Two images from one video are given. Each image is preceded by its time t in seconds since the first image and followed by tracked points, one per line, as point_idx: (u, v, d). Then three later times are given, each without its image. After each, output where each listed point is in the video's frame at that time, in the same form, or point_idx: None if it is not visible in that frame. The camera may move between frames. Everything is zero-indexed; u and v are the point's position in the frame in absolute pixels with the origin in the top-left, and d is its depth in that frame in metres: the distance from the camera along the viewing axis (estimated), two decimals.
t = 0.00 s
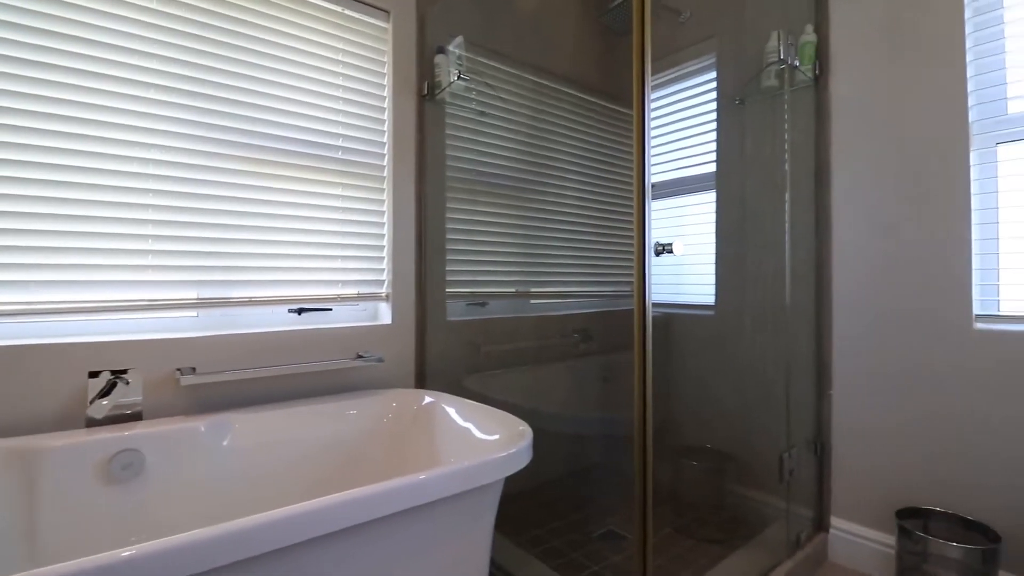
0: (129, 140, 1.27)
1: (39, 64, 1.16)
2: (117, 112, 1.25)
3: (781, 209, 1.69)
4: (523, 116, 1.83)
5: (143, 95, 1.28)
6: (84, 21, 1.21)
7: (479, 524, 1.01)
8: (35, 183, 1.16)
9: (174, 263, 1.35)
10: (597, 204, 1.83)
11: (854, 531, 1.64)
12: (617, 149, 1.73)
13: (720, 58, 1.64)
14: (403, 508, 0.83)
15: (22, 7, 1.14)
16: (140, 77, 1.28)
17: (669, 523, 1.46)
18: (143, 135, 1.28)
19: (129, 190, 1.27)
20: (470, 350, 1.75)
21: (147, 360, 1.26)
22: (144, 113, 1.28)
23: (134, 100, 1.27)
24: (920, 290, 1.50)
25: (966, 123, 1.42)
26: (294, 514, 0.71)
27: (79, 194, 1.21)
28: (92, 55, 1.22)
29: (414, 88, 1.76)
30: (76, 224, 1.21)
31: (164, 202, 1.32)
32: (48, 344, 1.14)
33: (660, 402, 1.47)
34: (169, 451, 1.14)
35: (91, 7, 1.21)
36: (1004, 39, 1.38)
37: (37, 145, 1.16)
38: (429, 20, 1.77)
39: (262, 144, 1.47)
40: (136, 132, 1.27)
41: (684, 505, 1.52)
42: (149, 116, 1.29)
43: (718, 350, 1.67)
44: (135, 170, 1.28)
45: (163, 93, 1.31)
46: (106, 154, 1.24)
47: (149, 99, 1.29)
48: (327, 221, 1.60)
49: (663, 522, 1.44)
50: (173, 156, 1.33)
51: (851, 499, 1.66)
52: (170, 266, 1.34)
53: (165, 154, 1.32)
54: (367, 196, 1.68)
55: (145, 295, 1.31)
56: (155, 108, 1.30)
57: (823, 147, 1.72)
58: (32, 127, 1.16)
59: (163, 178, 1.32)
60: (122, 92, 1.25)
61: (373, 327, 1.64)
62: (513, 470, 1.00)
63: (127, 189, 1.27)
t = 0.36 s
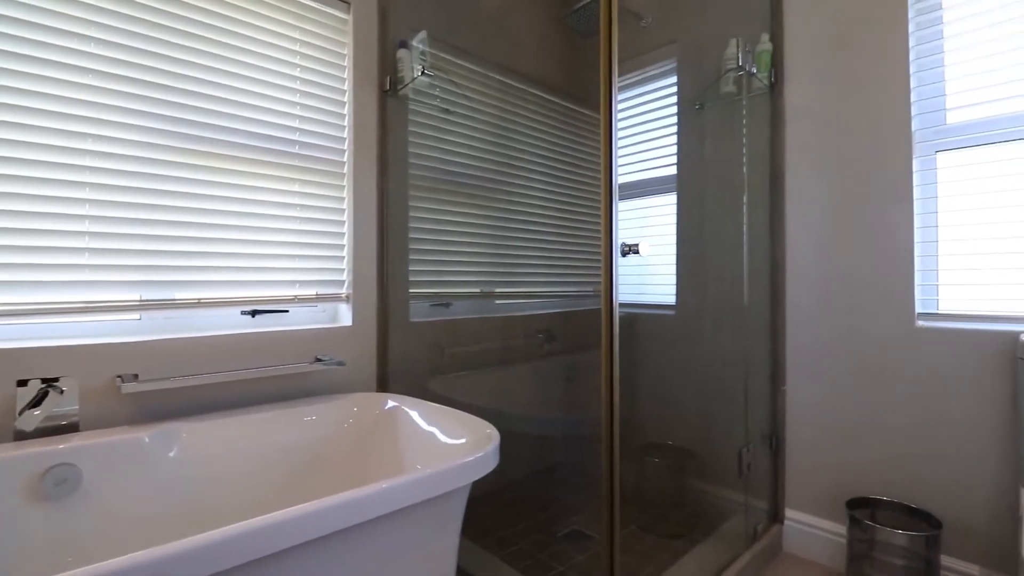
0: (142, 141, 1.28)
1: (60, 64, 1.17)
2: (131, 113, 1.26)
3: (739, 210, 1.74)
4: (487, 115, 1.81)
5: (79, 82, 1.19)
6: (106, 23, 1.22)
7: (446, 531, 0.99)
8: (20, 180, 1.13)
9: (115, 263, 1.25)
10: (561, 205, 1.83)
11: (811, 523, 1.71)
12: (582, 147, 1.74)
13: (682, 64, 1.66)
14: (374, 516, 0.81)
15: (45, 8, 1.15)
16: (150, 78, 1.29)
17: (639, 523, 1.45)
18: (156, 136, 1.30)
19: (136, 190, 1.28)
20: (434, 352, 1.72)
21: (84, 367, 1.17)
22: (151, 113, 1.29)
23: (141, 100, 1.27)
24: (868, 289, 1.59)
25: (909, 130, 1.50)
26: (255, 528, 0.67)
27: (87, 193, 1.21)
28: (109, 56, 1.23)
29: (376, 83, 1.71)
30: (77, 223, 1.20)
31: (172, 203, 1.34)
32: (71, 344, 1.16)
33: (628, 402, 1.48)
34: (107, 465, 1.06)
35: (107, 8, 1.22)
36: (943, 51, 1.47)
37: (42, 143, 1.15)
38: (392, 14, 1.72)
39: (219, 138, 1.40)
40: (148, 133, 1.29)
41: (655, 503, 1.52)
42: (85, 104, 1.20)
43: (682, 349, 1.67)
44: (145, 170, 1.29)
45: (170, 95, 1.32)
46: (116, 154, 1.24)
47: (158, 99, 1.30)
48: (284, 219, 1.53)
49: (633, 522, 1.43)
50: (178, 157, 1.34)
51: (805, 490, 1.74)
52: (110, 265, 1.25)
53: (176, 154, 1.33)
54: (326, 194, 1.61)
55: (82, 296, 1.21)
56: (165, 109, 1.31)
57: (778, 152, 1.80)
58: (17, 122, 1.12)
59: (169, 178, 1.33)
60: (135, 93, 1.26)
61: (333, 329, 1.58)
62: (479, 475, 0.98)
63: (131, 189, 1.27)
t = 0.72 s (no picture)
0: (141, 141, 1.28)
1: (68, 64, 1.17)
2: (133, 113, 1.26)
3: (705, 211, 1.78)
4: (457, 113, 1.79)
5: (19, 67, 1.11)
6: (111, 24, 1.23)
7: (417, 537, 0.97)
8: None
9: (60, 262, 1.18)
10: (531, 205, 1.83)
11: (775, 516, 1.76)
12: (554, 146, 1.74)
13: (651, 67, 1.68)
14: (346, 522, 0.79)
15: None
16: (151, 77, 1.29)
17: (610, 521, 1.47)
18: (150, 135, 1.29)
19: (131, 189, 1.27)
20: (403, 353, 1.69)
21: (24, 373, 1.09)
22: (147, 112, 1.28)
23: (138, 99, 1.27)
24: (828, 289, 1.65)
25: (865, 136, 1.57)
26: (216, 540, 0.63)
27: (84, 192, 1.21)
28: (113, 55, 1.23)
29: (343, 77, 1.65)
30: (71, 223, 1.19)
31: (170, 202, 1.33)
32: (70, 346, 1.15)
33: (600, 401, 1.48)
34: (51, 477, 0.98)
35: None
36: (895, 62, 1.55)
37: (36, 140, 1.14)
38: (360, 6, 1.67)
39: (178, 130, 1.33)
40: (146, 133, 1.28)
41: (626, 501, 1.54)
42: (26, 91, 1.12)
43: (652, 348, 1.69)
44: (143, 169, 1.29)
45: (169, 94, 1.32)
46: (112, 153, 1.24)
47: (155, 99, 1.29)
48: (245, 216, 1.47)
49: (604, 520, 1.45)
50: (161, 154, 1.31)
51: (770, 484, 1.79)
52: (55, 263, 1.17)
53: (172, 154, 1.33)
54: (290, 191, 1.55)
55: (22, 297, 1.13)
56: (164, 109, 1.31)
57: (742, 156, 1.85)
58: None
59: (151, 176, 1.30)
60: (134, 92, 1.26)
61: (297, 330, 1.52)
62: (450, 479, 0.96)
63: (111, 187, 1.24)
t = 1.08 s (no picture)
0: (138, 142, 1.27)
1: (68, 64, 1.16)
2: (131, 113, 1.25)
3: (678, 213, 1.81)
4: (433, 111, 1.78)
5: None
6: (109, 23, 1.22)
7: (394, 541, 0.95)
8: None
9: (10, 261, 1.11)
10: (506, 205, 1.83)
11: (745, 510, 1.81)
12: (530, 146, 1.74)
13: (627, 69, 1.70)
14: (324, 526, 0.77)
15: None
16: (146, 77, 1.28)
17: (586, 519, 1.48)
18: (146, 135, 1.28)
19: (102, 186, 1.22)
20: (378, 354, 1.66)
21: None
22: (106, 104, 1.22)
23: (136, 99, 1.26)
24: (795, 289, 1.70)
25: (831, 141, 1.63)
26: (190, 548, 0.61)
27: (84, 192, 1.20)
28: (113, 55, 1.23)
29: (316, 72, 1.61)
30: (72, 222, 1.19)
31: (156, 201, 1.31)
32: (67, 347, 1.14)
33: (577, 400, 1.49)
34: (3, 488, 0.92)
35: None
36: (858, 70, 1.62)
37: (31, 139, 1.12)
38: None
39: (144, 125, 1.28)
40: (143, 133, 1.28)
41: (600, 499, 1.55)
42: None
43: (628, 348, 1.70)
44: (138, 169, 1.28)
45: (143, 88, 1.28)
46: (106, 152, 1.23)
47: (152, 98, 1.29)
48: (212, 213, 1.41)
49: (581, 519, 1.46)
50: (129, 150, 1.26)
51: (740, 480, 1.83)
52: (5, 262, 1.10)
53: (145, 150, 1.28)
54: (260, 188, 1.51)
55: None
56: (138, 104, 1.27)
57: (714, 159, 1.89)
58: None
59: (129, 174, 1.26)
60: (133, 92, 1.26)
61: (267, 331, 1.48)
62: (428, 481, 0.95)
63: (67, 182, 1.18)
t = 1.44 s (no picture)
0: (137, 141, 1.27)
1: (68, 63, 1.16)
2: (95, 105, 1.20)
3: (656, 214, 1.83)
4: (411, 109, 1.76)
5: None
6: (108, 22, 1.22)
7: (372, 545, 0.93)
8: None
9: None
10: (485, 205, 1.82)
11: (721, 506, 1.84)
12: (509, 146, 1.74)
13: (606, 70, 1.71)
14: (300, 532, 0.75)
15: None
16: (144, 77, 1.28)
17: (566, 519, 1.49)
18: (145, 135, 1.29)
19: (63, 181, 1.17)
20: (355, 355, 1.63)
21: None
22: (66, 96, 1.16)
23: (135, 99, 1.27)
24: (770, 289, 1.73)
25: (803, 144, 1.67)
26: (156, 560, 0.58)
27: (89, 192, 1.21)
28: (89, 49, 1.20)
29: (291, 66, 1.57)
30: (80, 222, 1.20)
31: (122, 197, 1.26)
32: (74, 346, 1.15)
33: (557, 400, 1.49)
34: None
35: None
36: (829, 75, 1.66)
37: (31, 138, 1.13)
38: None
39: (109, 118, 1.23)
40: (132, 131, 1.26)
41: (580, 498, 1.56)
42: None
43: (607, 347, 1.71)
44: (102, 164, 1.23)
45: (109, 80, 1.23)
46: (105, 151, 1.23)
47: (119, 92, 1.24)
48: (182, 211, 1.36)
49: (561, 518, 1.46)
50: (93, 144, 1.21)
51: (717, 476, 1.86)
52: None
53: (109, 144, 1.23)
54: (232, 185, 1.46)
55: None
56: (102, 97, 1.22)
57: (690, 160, 1.92)
58: None
59: (93, 169, 1.21)
60: (134, 93, 1.27)
61: (239, 333, 1.44)
62: (407, 484, 0.93)
63: (25, 177, 1.12)
